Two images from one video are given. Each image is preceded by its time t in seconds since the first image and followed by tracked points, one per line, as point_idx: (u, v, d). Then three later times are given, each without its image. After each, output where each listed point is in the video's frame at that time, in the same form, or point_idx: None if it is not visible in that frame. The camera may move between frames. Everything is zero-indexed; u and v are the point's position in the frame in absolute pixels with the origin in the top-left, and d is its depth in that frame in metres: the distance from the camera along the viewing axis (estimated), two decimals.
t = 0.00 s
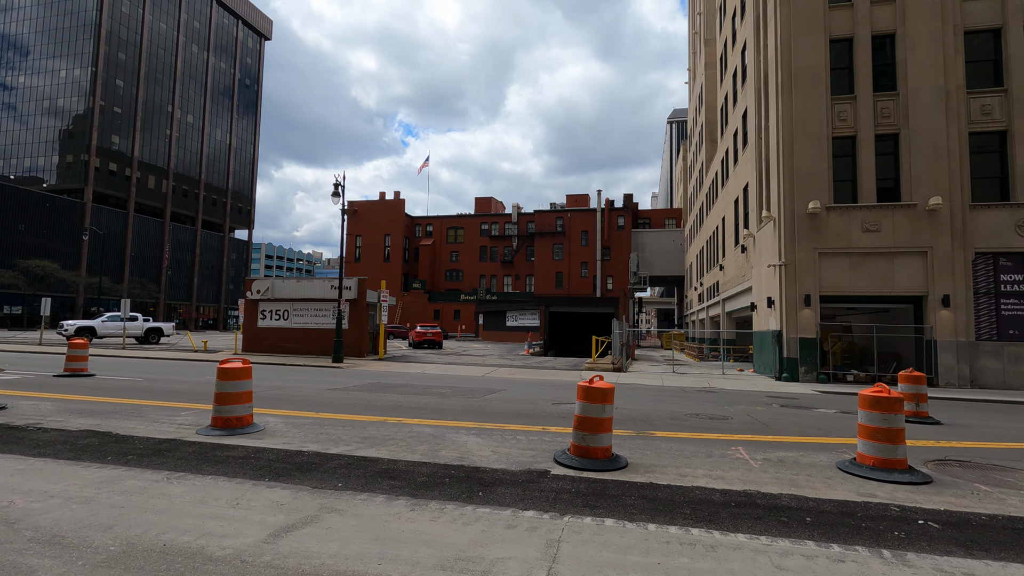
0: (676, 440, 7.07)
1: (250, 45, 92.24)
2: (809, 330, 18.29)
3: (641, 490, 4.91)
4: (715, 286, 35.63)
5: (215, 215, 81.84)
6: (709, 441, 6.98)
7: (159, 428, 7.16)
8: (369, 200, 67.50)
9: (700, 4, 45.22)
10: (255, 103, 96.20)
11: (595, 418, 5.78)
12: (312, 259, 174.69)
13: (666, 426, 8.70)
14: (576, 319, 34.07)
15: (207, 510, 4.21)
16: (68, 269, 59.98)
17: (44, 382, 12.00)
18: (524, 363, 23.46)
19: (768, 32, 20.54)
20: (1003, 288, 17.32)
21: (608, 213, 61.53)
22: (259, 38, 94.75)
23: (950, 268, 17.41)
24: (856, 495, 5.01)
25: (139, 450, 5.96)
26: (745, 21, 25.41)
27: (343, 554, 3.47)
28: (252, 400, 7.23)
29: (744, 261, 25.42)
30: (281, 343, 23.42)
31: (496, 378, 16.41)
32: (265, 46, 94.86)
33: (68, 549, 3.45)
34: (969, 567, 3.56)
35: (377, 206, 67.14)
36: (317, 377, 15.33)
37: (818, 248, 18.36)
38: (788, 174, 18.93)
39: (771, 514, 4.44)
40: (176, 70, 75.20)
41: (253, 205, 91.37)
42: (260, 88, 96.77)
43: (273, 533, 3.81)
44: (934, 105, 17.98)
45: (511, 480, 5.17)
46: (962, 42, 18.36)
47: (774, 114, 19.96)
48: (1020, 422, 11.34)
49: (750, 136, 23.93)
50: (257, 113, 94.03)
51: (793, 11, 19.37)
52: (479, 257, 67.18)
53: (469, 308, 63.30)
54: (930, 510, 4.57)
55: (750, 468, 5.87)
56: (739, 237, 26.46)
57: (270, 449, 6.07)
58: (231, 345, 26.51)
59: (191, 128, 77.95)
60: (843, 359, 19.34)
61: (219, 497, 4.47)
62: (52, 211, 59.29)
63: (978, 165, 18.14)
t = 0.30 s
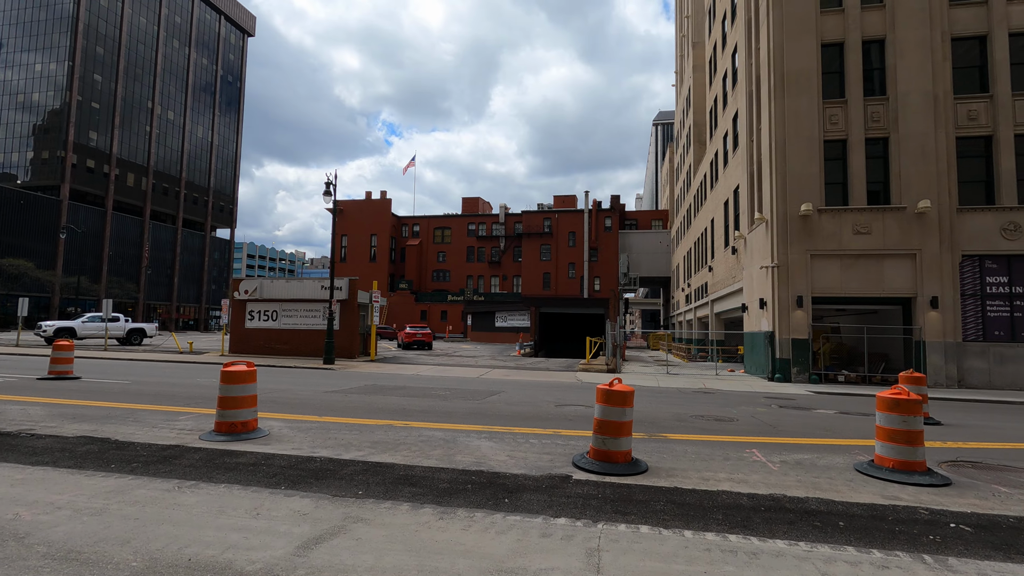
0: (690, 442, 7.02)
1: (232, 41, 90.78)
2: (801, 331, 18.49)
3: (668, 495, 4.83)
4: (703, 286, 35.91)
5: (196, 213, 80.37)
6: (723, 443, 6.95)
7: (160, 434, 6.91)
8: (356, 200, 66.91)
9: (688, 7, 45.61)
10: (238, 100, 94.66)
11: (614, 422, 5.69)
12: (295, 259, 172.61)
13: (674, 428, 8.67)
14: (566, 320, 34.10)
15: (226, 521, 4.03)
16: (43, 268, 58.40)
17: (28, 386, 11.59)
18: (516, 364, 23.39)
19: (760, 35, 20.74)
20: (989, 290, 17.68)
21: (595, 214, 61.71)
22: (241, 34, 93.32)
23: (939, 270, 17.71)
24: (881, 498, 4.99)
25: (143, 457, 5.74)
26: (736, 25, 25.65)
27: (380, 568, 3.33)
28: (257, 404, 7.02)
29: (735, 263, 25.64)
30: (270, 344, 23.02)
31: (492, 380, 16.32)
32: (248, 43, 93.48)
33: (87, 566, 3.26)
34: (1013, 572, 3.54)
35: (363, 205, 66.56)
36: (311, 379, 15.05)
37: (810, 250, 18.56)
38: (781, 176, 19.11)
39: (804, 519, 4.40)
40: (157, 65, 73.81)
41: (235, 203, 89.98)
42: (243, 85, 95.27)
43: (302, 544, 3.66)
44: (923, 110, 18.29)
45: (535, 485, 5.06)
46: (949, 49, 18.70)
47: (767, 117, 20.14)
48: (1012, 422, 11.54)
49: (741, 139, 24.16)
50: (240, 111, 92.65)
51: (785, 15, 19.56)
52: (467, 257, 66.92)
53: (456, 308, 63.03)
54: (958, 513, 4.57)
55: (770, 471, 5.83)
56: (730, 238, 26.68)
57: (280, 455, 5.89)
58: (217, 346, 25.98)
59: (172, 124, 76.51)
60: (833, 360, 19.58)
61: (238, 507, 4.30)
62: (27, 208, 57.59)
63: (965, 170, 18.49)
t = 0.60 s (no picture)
0: (705, 444, 7.02)
1: (217, 38, 89.52)
2: (795, 332, 18.70)
3: (698, 498, 4.80)
4: (694, 288, 36.15)
5: (179, 212, 79.07)
6: (738, 445, 6.95)
7: (166, 438, 6.72)
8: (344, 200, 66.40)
9: (678, 10, 46.02)
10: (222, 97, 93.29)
11: (637, 425, 5.65)
12: (279, 259, 170.59)
13: (683, 430, 8.67)
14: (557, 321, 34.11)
15: (255, 529, 3.91)
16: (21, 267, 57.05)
17: (16, 389, 11.24)
18: (511, 365, 23.31)
19: (754, 40, 20.97)
20: (977, 292, 18.05)
21: (584, 216, 61.85)
22: (227, 31, 91.98)
23: (929, 272, 18.01)
24: (906, 500, 5.01)
25: (154, 463, 5.57)
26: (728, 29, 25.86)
27: None
28: (267, 408, 6.87)
29: (727, 265, 25.84)
30: (260, 346, 22.71)
31: (490, 381, 16.23)
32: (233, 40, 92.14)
33: None
34: None
35: (351, 205, 66.08)
36: (308, 381, 14.84)
37: (803, 252, 18.77)
38: (775, 179, 19.31)
39: (836, 521, 4.39)
40: (139, 62, 72.60)
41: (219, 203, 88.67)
42: (227, 83, 93.89)
43: (339, 553, 3.55)
44: (913, 115, 18.62)
45: (561, 490, 5.01)
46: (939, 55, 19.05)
47: (760, 120, 20.35)
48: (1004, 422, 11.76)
49: (733, 142, 24.42)
50: (225, 108, 91.34)
51: (779, 20, 19.79)
52: (455, 258, 66.64)
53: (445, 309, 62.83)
54: (985, 515, 4.60)
55: (789, 473, 5.85)
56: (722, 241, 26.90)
57: (295, 460, 5.77)
58: (205, 347, 25.55)
59: (155, 122, 75.13)
60: (825, 361, 19.84)
61: (264, 514, 4.18)
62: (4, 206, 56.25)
63: (953, 174, 18.84)
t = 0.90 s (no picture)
0: (726, 446, 7.01)
1: (212, 35, 88.91)
2: (799, 333, 18.75)
3: (731, 502, 4.79)
4: (694, 288, 36.15)
5: (174, 210, 78.50)
6: (759, 448, 6.94)
7: (185, 441, 6.65)
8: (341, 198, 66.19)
9: (677, 10, 46.04)
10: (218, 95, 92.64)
11: (665, 428, 5.63)
12: (274, 258, 169.82)
13: (699, 431, 8.67)
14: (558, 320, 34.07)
15: (294, 535, 3.87)
16: (14, 266, 56.45)
17: (22, 390, 11.10)
18: (514, 365, 23.26)
19: (758, 41, 21.02)
20: (979, 293, 18.16)
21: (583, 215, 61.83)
22: (222, 28, 91.31)
23: (931, 273, 18.08)
24: (937, 503, 5.01)
25: (178, 468, 5.50)
26: (731, 29, 25.87)
27: None
28: (286, 410, 6.80)
29: (728, 265, 25.89)
30: (262, 345, 22.60)
31: (496, 381, 16.19)
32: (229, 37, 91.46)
33: None
34: None
35: (348, 204, 65.83)
36: (314, 381, 14.72)
37: (807, 253, 18.82)
38: (779, 180, 19.36)
39: (873, 525, 4.39)
40: (134, 59, 71.96)
41: (214, 201, 88.16)
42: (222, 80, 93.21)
43: (385, 560, 3.52)
44: (917, 116, 18.70)
45: (594, 493, 4.99)
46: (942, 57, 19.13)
47: (764, 120, 20.38)
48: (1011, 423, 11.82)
49: (736, 142, 24.44)
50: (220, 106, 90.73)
51: (783, 21, 19.83)
52: (453, 257, 66.44)
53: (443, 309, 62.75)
54: (1019, 518, 4.60)
55: (816, 475, 5.85)
56: (724, 241, 26.92)
57: (320, 463, 5.72)
58: (205, 347, 25.40)
59: (149, 119, 74.52)
60: (828, 361, 19.89)
61: (300, 520, 4.14)
62: None
63: (956, 175, 18.94)
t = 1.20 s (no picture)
0: (756, 448, 6.93)
1: (213, 37, 88.95)
2: (808, 334, 18.72)
3: (774, 505, 4.73)
4: (697, 289, 36.10)
5: (174, 212, 78.35)
6: (788, 450, 6.89)
7: (209, 443, 6.57)
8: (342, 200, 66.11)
9: (680, 12, 46.13)
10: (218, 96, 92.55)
11: (700, 429, 5.56)
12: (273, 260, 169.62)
13: (722, 433, 8.59)
14: (562, 322, 33.98)
15: (341, 539, 3.80)
16: (14, 267, 56.30)
17: (35, 391, 11.01)
18: (521, 367, 23.17)
19: (766, 44, 21.06)
20: (988, 295, 18.16)
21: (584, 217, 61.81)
22: (223, 30, 91.22)
23: (941, 274, 18.07)
24: (980, 505, 4.96)
25: (209, 470, 5.43)
26: (736, 32, 25.93)
27: None
28: (312, 411, 6.72)
29: (735, 267, 25.89)
30: (269, 347, 22.49)
31: (506, 384, 16.10)
32: (229, 38, 91.35)
33: None
34: None
35: (349, 206, 65.73)
36: (325, 382, 14.62)
37: (816, 255, 18.81)
38: (788, 182, 19.35)
39: (923, 528, 4.32)
40: (134, 61, 71.86)
41: (214, 203, 88.04)
42: (223, 82, 93.12)
43: (439, 565, 3.45)
44: (926, 118, 18.70)
45: (634, 496, 4.93)
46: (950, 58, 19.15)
47: (772, 122, 20.38)
48: None
49: (742, 144, 24.44)
50: (220, 108, 90.62)
51: (791, 23, 19.87)
52: (454, 259, 66.31)
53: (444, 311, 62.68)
54: None
55: (852, 478, 5.79)
56: (730, 243, 26.88)
57: (352, 465, 5.64)
58: (211, 349, 25.29)
59: (150, 121, 74.43)
60: (837, 363, 19.86)
61: (344, 523, 4.07)
62: None
63: (964, 177, 18.96)
